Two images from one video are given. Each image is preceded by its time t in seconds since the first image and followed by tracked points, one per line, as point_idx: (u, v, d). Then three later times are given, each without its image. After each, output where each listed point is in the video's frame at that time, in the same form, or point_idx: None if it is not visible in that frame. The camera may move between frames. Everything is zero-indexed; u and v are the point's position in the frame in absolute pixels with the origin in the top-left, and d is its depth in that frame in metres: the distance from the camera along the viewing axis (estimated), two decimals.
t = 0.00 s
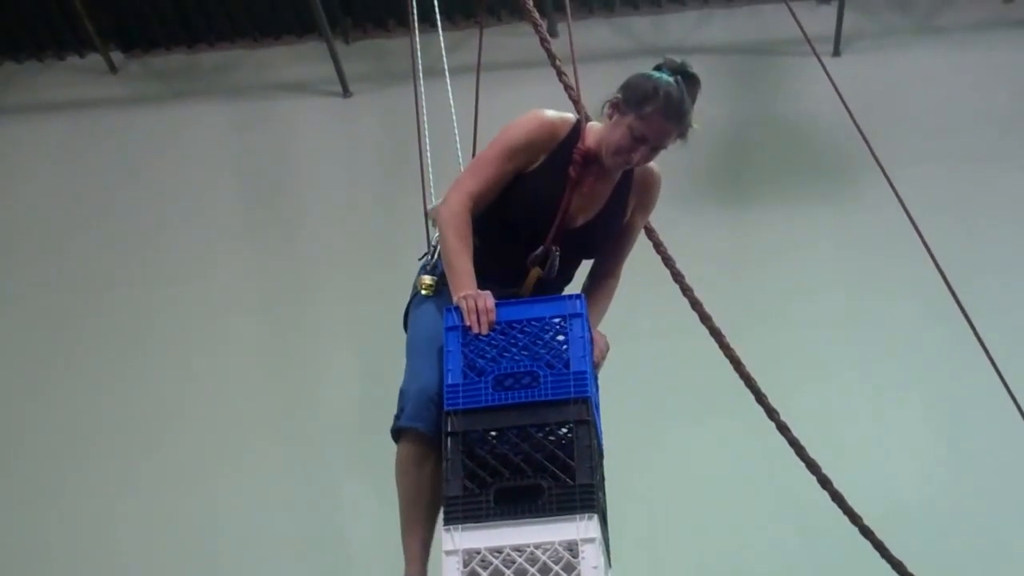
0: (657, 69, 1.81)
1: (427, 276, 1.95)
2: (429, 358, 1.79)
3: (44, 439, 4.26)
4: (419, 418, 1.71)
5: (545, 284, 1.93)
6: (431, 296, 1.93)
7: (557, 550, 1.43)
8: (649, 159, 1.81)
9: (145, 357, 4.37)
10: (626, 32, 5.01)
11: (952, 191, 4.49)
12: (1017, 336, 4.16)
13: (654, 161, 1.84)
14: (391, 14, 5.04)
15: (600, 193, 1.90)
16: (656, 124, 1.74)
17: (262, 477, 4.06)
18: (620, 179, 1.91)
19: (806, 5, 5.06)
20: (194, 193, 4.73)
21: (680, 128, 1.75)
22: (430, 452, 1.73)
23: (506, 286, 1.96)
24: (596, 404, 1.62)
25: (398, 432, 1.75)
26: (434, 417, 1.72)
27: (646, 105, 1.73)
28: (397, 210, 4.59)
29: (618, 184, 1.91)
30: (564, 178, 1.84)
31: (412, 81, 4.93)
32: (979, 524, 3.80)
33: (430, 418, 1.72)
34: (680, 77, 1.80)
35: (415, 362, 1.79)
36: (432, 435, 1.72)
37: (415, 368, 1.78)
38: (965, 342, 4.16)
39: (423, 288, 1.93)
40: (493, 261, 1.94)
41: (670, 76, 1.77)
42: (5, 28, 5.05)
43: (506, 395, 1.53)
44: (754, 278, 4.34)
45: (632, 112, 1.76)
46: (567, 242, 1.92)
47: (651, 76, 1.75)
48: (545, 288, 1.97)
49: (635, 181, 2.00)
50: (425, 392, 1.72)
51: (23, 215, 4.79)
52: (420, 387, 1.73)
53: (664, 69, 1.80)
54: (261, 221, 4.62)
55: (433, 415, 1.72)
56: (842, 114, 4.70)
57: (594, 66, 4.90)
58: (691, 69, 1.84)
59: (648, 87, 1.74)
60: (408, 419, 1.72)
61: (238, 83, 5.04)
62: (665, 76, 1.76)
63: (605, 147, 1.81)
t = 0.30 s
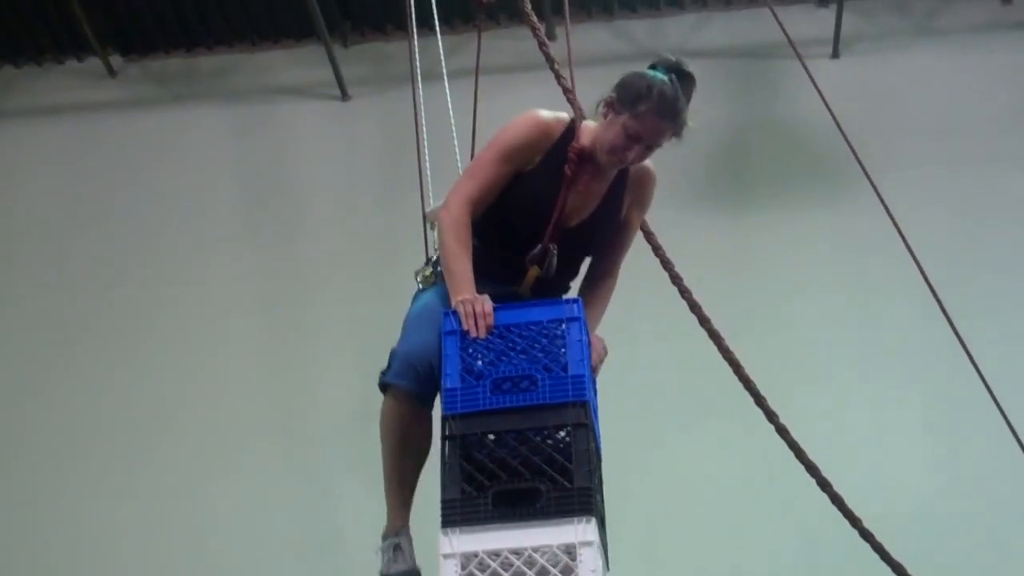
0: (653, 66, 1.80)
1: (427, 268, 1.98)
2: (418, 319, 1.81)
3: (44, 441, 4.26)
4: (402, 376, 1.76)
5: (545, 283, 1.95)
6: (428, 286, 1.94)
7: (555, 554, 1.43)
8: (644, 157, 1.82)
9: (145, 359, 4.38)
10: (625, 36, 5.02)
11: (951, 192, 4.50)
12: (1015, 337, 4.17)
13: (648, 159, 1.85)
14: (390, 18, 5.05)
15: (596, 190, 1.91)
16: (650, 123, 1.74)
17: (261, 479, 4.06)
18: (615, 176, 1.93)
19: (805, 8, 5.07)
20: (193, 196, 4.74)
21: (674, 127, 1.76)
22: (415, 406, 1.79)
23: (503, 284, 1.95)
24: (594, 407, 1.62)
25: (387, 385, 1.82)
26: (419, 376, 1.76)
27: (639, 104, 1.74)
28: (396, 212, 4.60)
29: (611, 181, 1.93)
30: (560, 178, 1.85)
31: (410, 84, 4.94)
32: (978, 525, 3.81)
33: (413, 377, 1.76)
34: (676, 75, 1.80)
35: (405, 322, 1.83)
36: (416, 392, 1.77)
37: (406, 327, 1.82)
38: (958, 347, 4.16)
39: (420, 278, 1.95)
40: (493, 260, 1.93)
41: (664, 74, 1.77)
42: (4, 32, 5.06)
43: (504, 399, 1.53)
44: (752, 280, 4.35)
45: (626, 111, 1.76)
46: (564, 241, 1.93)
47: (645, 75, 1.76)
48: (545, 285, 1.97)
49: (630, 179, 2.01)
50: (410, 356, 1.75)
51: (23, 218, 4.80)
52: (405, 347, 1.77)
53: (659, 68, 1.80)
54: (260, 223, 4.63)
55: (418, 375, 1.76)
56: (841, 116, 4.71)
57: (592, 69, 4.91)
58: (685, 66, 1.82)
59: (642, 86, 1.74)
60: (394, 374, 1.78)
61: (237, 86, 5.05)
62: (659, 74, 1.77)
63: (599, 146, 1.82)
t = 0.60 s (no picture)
0: (645, 63, 1.79)
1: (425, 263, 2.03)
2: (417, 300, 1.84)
3: (42, 442, 4.26)
4: (402, 354, 1.77)
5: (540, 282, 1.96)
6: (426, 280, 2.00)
7: (552, 554, 1.42)
8: (637, 153, 1.83)
9: (143, 361, 4.38)
10: (624, 37, 5.02)
11: (951, 193, 4.50)
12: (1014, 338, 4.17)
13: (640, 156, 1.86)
14: (388, 19, 5.05)
15: (590, 187, 1.90)
16: (641, 121, 1.75)
17: (260, 480, 4.06)
18: (610, 175, 1.91)
19: (804, 9, 5.06)
20: (192, 197, 4.73)
21: (665, 125, 1.76)
22: (416, 383, 1.78)
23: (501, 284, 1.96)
24: (592, 407, 1.62)
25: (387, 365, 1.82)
26: (417, 352, 1.76)
27: (631, 102, 1.74)
28: (395, 213, 4.60)
29: (607, 177, 1.91)
30: (555, 177, 1.85)
31: (409, 85, 4.94)
32: (978, 527, 3.80)
33: (413, 353, 1.76)
34: (668, 71, 1.79)
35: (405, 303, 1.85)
36: (416, 370, 1.76)
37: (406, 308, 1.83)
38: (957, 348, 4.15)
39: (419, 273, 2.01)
40: (491, 261, 1.94)
41: (656, 71, 1.76)
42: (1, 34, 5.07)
43: (502, 400, 1.53)
44: (751, 281, 4.35)
45: (618, 109, 1.76)
46: (560, 238, 1.93)
47: (637, 71, 1.75)
48: (540, 284, 2.00)
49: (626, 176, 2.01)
50: (407, 331, 1.76)
51: (21, 219, 4.80)
52: (403, 324, 1.78)
53: (651, 65, 1.78)
54: (258, 224, 4.63)
55: (416, 351, 1.76)
56: (841, 117, 4.71)
57: (592, 71, 4.91)
58: (678, 63, 1.81)
59: (632, 83, 1.74)
60: (394, 353, 1.78)
61: (235, 88, 5.05)
62: (651, 71, 1.76)
63: (593, 144, 1.83)
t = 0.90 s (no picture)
0: (640, 62, 1.80)
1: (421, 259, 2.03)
2: (416, 294, 1.83)
3: (41, 442, 4.27)
4: (401, 345, 1.75)
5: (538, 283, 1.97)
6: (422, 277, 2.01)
7: (551, 555, 1.43)
8: (632, 152, 1.83)
9: (142, 361, 4.39)
10: (622, 39, 5.03)
11: (949, 193, 4.51)
12: (1013, 338, 4.17)
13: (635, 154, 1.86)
14: (386, 20, 5.06)
15: (586, 186, 1.92)
16: (636, 121, 1.75)
17: (260, 481, 4.07)
18: (605, 173, 1.93)
19: (802, 10, 5.08)
20: (191, 197, 4.74)
21: (659, 125, 1.76)
22: (414, 376, 1.77)
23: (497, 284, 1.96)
24: (589, 409, 1.63)
25: (384, 359, 1.81)
26: (416, 346, 1.75)
27: (626, 102, 1.74)
28: (394, 214, 4.60)
29: (602, 176, 1.93)
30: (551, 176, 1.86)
31: (407, 86, 4.95)
32: (977, 527, 3.81)
33: (412, 346, 1.75)
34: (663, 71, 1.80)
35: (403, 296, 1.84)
36: (415, 363, 1.75)
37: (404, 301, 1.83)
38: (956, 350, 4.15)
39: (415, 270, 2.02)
40: (489, 261, 1.94)
41: (652, 71, 1.77)
42: None
43: (500, 402, 1.54)
44: (749, 282, 4.35)
45: (613, 109, 1.77)
46: (556, 238, 1.93)
47: (633, 72, 1.75)
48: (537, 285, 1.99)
49: (621, 176, 2.01)
50: (407, 324, 1.76)
51: (19, 220, 4.81)
52: (403, 316, 1.78)
53: (646, 63, 1.79)
54: (256, 225, 4.63)
55: (416, 345, 1.75)
56: (840, 117, 4.71)
57: (591, 71, 4.92)
58: (673, 62, 1.82)
59: (627, 83, 1.75)
60: (392, 345, 1.77)
61: (234, 89, 5.06)
62: (647, 71, 1.76)
63: (587, 143, 1.83)
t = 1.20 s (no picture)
0: (639, 63, 1.79)
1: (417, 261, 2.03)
2: (414, 294, 1.83)
3: (40, 443, 4.27)
4: (401, 346, 1.75)
5: (536, 283, 1.97)
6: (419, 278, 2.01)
7: (550, 556, 1.42)
8: (627, 152, 1.84)
9: (141, 363, 4.38)
10: (621, 39, 5.03)
11: (948, 193, 4.51)
12: (1013, 338, 4.17)
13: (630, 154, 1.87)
14: (385, 21, 5.06)
15: (582, 185, 1.92)
16: (632, 126, 1.75)
17: (260, 482, 4.06)
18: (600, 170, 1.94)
19: (801, 11, 5.08)
20: (190, 199, 4.74)
21: (655, 129, 1.76)
22: (413, 377, 1.77)
23: (492, 283, 1.95)
24: (587, 409, 1.62)
25: (383, 360, 1.80)
26: (417, 346, 1.75)
27: (623, 106, 1.74)
28: (393, 215, 4.60)
29: (598, 173, 1.94)
30: (548, 174, 1.86)
31: (406, 88, 4.95)
32: (977, 527, 3.81)
33: (412, 347, 1.75)
34: (663, 73, 1.79)
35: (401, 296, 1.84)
36: (416, 364, 1.75)
37: (402, 301, 1.82)
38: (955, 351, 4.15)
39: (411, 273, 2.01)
40: (487, 259, 1.94)
41: (650, 75, 1.76)
42: None
43: (499, 403, 1.53)
44: (748, 282, 4.35)
45: (610, 112, 1.77)
46: (553, 237, 1.93)
47: (631, 75, 1.75)
48: (534, 284, 1.99)
49: (619, 175, 2.01)
50: (406, 325, 1.75)
51: (18, 222, 4.81)
52: (402, 317, 1.77)
53: (645, 64, 1.79)
54: (255, 227, 4.63)
55: (416, 345, 1.75)
56: (839, 117, 4.71)
57: (590, 72, 4.92)
58: (672, 63, 1.80)
59: (625, 87, 1.74)
60: (392, 346, 1.77)
61: (233, 90, 5.06)
62: (645, 75, 1.76)
63: (583, 142, 1.84)
